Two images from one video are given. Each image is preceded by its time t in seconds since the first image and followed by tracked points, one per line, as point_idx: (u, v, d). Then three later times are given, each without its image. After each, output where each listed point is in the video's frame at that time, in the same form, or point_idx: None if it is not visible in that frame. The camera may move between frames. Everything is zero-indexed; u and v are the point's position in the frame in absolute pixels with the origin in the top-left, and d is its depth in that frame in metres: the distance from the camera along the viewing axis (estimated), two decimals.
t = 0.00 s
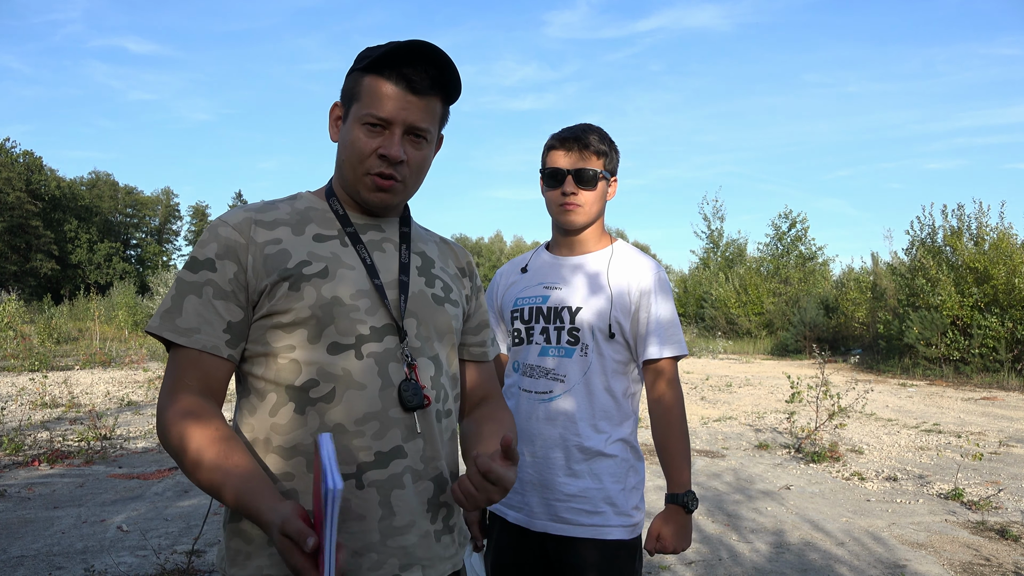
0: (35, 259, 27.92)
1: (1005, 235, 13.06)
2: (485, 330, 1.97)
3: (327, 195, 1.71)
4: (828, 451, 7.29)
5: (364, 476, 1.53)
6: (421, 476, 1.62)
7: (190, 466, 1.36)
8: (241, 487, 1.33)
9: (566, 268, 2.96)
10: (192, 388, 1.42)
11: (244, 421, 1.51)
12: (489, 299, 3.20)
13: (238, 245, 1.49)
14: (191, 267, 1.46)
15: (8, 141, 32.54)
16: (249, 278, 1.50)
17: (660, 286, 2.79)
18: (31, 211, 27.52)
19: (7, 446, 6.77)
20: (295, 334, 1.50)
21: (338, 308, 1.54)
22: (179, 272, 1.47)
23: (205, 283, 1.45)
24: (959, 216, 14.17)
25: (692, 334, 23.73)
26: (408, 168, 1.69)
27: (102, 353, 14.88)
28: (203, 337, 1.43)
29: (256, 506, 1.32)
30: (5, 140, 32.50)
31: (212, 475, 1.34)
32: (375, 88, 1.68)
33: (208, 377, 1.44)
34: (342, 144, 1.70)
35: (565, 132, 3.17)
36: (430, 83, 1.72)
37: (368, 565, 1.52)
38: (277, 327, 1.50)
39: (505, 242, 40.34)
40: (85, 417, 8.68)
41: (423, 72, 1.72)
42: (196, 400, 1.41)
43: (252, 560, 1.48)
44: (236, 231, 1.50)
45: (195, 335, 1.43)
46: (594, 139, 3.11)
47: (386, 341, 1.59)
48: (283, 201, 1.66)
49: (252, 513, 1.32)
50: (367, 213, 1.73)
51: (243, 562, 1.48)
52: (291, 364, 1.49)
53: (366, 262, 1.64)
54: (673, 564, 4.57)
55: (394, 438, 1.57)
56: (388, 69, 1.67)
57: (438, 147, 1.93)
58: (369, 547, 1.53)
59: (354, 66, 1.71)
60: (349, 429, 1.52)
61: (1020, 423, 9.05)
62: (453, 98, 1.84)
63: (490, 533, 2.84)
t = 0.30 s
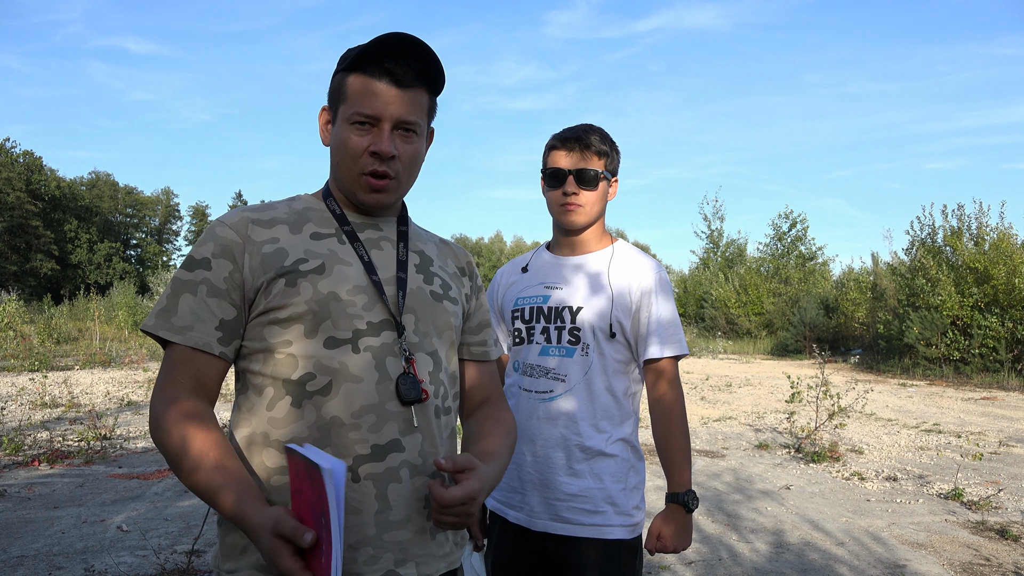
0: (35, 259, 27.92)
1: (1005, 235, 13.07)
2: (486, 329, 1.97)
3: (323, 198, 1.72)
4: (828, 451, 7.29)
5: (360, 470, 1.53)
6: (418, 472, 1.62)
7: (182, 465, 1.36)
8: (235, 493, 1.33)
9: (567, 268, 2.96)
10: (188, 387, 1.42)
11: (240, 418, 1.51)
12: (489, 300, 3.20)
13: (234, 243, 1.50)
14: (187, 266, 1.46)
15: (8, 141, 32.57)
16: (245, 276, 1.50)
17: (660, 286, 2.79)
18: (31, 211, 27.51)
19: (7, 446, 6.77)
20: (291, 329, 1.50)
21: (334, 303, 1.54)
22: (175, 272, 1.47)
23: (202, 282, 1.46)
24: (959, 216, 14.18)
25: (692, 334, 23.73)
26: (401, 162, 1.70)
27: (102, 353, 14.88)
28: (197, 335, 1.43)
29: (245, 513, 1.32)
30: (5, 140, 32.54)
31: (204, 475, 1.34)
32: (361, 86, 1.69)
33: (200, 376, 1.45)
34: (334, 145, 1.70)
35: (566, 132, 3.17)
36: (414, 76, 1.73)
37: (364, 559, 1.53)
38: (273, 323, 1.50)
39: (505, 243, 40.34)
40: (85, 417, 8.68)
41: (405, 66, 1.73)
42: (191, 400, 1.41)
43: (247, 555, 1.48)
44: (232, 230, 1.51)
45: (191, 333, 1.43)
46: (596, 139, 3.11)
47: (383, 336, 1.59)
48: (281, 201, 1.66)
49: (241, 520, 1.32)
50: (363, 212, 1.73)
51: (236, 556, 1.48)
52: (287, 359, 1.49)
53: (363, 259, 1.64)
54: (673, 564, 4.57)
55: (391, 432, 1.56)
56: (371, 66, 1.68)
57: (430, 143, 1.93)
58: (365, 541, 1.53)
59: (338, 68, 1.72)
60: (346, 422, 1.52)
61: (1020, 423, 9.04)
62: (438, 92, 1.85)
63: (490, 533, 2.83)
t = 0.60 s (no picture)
0: (35, 259, 27.90)
1: (1005, 235, 13.07)
2: (480, 329, 1.98)
3: (324, 190, 1.72)
4: (828, 451, 7.29)
5: (357, 464, 1.53)
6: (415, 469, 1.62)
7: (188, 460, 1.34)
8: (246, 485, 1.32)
9: (567, 268, 2.96)
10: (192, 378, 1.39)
11: (234, 410, 1.49)
12: (489, 300, 3.20)
13: (240, 234, 1.49)
14: (192, 256, 1.45)
15: (7, 141, 32.45)
16: (250, 267, 1.49)
17: (661, 286, 2.79)
18: (31, 211, 27.52)
19: (7, 446, 6.77)
20: (292, 322, 1.50)
21: (336, 296, 1.54)
22: (180, 262, 1.45)
23: (207, 273, 1.44)
24: (959, 216, 14.18)
25: (692, 334, 23.74)
26: (396, 154, 1.69)
27: (102, 353, 14.87)
28: (205, 326, 1.41)
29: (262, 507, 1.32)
30: (5, 139, 32.45)
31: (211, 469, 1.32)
32: (356, 79, 1.68)
33: (210, 368, 1.42)
34: (331, 138, 1.70)
35: (567, 132, 3.17)
36: (408, 68, 1.71)
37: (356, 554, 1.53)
38: (275, 315, 1.49)
39: (505, 243, 40.32)
40: (85, 417, 8.67)
41: (399, 57, 1.71)
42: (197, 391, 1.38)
43: (230, 544, 1.47)
44: (237, 221, 1.50)
45: (196, 323, 1.41)
46: (597, 139, 3.12)
47: (384, 332, 1.59)
48: (282, 195, 1.66)
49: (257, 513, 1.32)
50: (362, 205, 1.73)
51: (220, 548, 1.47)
52: (288, 351, 1.48)
53: (365, 254, 1.64)
54: (673, 564, 4.57)
55: (388, 427, 1.57)
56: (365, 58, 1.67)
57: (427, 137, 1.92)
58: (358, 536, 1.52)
59: (333, 63, 1.72)
60: (345, 416, 1.51)
61: (1020, 423, 9.05)
62: (434, 85, 1.83)
63: (490, 534, 2.84)
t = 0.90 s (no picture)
0: (35, 259, 27.88)
1: (1005, 235, 13.07)
2: (455, 331, 1.99)
3: (295, 188, 1.72)
4: (828, 451, 7.29)
5: (330, 466, 1.51)
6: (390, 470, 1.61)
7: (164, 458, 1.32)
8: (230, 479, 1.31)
9: (566, 268, 2.96)
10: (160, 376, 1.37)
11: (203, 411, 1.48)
12: (489, 299, 3.21)
13: (209, 230, 1.49)
14: (160, 251, 1.43)
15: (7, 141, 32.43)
16: (220, 263, 1.49)
17: (661, 287, 2.79)
18: (31, 211, 27.53)
19: (7, 446, 6.76)
20: (262, 319, 1.49)
21: (308, 292, 1.54)
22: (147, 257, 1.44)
23: (175, 268, 1.43)
24: (959, 216, 14.18)
25: (692, 334, 23.73)
26: (372, 155, 1.69)
27: (102, 353, 14.87)
28: (172, 321, 1.40)
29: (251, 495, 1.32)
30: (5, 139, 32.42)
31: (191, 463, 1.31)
32: (335, 76, 1.67)
33: (177, 364, 1.40)
34: (307, 134, 1.70)
35: (567, 132, 3.17)
36: (391, 69, 1.71)
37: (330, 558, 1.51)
38: (245, 312, 1.48)
39: (505, 242, 40.32)
40: (85, 417, 8.67)
41: (383, 58, 1.71)
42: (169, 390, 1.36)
43: (199, 556, 1.45)
44: (206, 217, 1.50)
45: (163, 318, 1.39)
46: (597, 139, 3.12)
47: (357, 330, 1.59)
48: (252, 192, 1.65)
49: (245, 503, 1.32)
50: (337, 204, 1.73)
51: (189, 558, 1.45)
52: (257, 349, 1.48)
53: (338, 251, 1.64)
54: (673, 564, 4.57)
55: (363, 426, 1.55)
56: (347, 55, 1.67)
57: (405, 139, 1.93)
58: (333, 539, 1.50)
59: (315, 58, 1.71)
60: (316, 416, 1.50)
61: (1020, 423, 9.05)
62: (417, 87, 1.83)
63: (491, 534, 2.84)
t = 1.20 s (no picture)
0: (36, 259, 27.87)
1: (1005, 235, 13.07)
2: (417, 322, 2.00)
3: (252, 173, 1.69)
4: (828, 451, 7.29)
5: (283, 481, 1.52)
6: (342, 479, 1.62)
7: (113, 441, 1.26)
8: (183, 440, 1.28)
9: (566, 268, 2.96)
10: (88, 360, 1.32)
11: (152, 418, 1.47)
12: (489, 299, 3.21)
13: (156, 225, 1.44)
14: (97, 245, 1.37)
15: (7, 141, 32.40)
16: (166, 260, 1.44)
17: (661, 287, 2.80)
18: (31, 211, 27.54)
19: (7, 446, 6.76)
20: (210, 326, 1.47)
21: (260, 298, 1.52)
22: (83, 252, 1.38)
23: (113, 264, 1.37)
24: (959, 216, 14.18)
25: (692, 334, 23.73)
26: (340, 121, 1.69)
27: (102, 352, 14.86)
28: (109, 321, 1.34)
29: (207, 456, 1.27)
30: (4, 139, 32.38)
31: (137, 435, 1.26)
32: (301, 41, 1.68)
33: (108, 361, 1.34)
34: (268, 101, 1.68)
35: (567, 133, 3.18)
36: (358, 38, 1.74)
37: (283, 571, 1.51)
38: (192, 318, 1.46)
39: (504, 242, 40.30)
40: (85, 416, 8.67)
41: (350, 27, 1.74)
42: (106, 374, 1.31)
43: (152, 565, 1.43)
44: (152, 209, 1.44)
45: (99, 317, 1.33)
46: (597, 139, 3.13)
47: (310, 334, 1.58)
48: (202, 180, 1.61)
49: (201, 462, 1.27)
50: (298, 178, 1.70)
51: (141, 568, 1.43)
52: (204, 358, 1.46)
53: (293, 248, 1.62)
54: (673, 564, 4.57)
55: (315, 439, 1.56)
56: (314, 22, 1.69)
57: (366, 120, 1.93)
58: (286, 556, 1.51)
59: (278, 27, 1.72)
60: (267, 430, 1.50)
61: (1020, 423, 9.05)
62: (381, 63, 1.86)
63: (490, 534, 2.84)
